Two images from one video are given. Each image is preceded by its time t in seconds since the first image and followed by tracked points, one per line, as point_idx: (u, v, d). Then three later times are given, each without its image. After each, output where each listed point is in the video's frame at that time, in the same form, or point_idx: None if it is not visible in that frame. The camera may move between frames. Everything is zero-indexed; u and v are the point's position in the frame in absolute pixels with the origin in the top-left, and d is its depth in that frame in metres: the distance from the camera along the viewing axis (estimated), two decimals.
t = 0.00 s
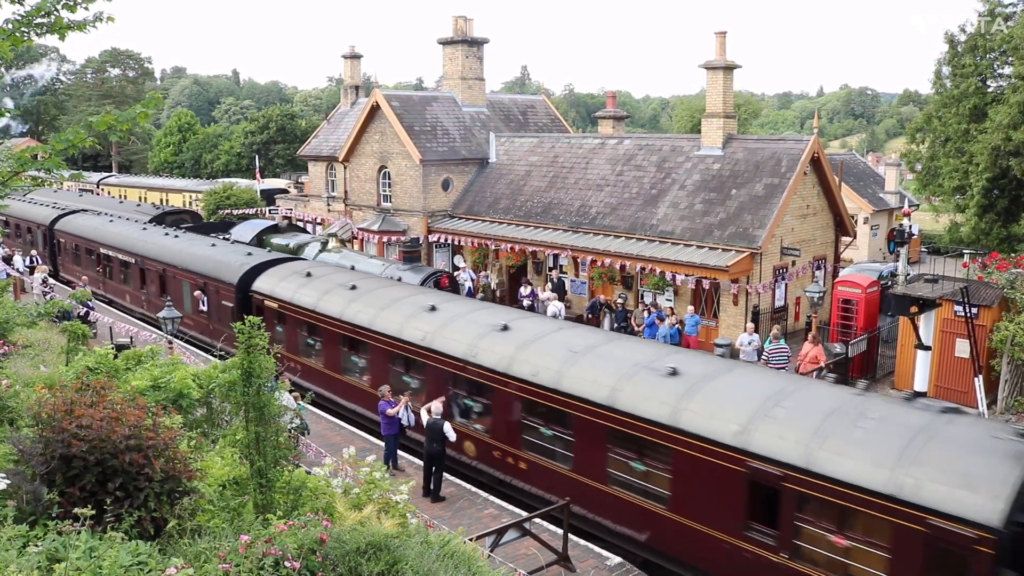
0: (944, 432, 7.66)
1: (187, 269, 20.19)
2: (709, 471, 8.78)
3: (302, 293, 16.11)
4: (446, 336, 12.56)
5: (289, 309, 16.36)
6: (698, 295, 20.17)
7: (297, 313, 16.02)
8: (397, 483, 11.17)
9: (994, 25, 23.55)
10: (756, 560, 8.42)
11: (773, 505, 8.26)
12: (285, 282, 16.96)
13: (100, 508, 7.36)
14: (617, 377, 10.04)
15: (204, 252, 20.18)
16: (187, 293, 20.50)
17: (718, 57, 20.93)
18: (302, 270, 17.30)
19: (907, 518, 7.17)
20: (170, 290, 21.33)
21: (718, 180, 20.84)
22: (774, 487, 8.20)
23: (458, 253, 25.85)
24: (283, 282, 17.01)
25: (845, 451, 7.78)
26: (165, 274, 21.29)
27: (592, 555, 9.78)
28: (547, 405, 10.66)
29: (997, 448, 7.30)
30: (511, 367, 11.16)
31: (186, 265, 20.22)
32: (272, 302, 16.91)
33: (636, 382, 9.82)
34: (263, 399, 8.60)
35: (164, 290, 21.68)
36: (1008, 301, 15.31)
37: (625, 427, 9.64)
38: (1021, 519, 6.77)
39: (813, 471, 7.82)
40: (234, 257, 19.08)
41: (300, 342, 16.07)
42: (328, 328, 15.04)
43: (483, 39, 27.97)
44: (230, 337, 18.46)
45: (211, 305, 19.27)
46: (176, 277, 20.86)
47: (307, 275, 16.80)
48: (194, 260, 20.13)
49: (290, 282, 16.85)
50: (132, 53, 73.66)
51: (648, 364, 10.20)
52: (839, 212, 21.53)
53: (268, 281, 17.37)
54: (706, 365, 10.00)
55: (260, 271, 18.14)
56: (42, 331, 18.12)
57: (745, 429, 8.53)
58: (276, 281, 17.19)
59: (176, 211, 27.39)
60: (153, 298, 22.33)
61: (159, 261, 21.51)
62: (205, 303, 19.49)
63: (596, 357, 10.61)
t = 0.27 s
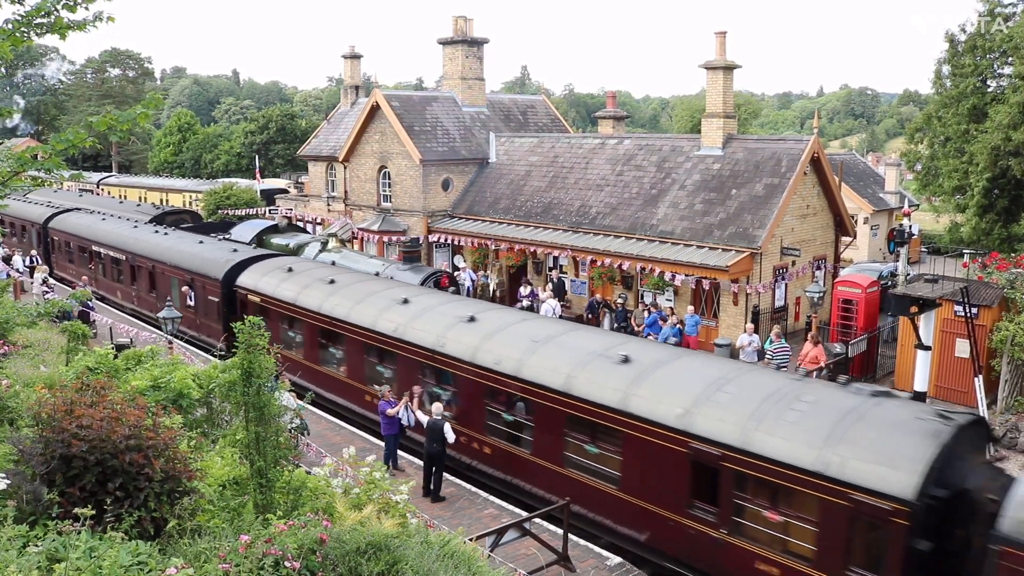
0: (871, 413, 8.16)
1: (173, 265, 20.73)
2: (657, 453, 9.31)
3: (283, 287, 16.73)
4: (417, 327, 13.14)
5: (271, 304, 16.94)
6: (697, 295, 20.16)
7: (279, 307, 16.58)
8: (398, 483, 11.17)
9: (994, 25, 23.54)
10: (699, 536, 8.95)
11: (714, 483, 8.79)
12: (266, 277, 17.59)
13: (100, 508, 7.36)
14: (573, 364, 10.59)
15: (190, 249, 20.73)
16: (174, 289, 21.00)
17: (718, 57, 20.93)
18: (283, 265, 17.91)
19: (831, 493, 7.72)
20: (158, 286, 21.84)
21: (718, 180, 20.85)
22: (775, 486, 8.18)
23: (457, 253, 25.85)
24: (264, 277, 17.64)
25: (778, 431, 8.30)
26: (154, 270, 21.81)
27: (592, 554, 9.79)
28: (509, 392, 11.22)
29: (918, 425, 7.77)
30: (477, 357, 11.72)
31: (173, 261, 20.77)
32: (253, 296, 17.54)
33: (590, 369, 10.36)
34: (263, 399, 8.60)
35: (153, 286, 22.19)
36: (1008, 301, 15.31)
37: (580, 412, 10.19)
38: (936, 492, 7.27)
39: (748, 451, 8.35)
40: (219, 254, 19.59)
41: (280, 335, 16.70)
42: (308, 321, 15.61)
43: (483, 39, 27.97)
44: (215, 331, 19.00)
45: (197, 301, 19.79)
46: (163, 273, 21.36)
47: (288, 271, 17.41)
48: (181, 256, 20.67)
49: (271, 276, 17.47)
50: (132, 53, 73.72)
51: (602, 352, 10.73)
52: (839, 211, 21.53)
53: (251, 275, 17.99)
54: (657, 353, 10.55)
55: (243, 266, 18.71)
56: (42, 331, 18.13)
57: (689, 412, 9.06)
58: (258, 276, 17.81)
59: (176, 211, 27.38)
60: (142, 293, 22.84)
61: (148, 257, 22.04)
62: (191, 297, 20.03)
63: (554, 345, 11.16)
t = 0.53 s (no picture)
0: (797, 394, 8.74)
1: (161, 261, 21.32)
2: (602, 435, 9.91)
3: (265, 280, 17.36)
4: (386, 318, 13.78)
5: (252, 297, 17.56)
6: (698, 295, 20.15)
7: (260, 300, 17.20)
8: (398, 483, 11.17)
9: (993, 25, 23.55)
10: (640, 511, 9.57)
11: (652, 461, 9.39)
12: (247, 270, 18.24)
13: (100, 508, 7.36)
14: (527, 351, 11.21)
15: (178, 245, 21.32)
16: (162, 284, 21.52)
17: (718, 57, 20.93)
18: (264, 259, 18.54)
19: (757, 468, 8.29)
20: (147, 282, 22.39)
21: (718, 180, 20.85)
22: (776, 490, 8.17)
23: (457, 253, 25.86)
24: (246, 271, 18.27)
25: (710, 411, 8.90)
26: (143, 266, 22.35)
27: (592, 554, 9.79)
28: (468, 378, 11.84)
29: (840, 404, 8.35)
30: (343, 313, 14.61)
31: (161, 257, 21.35)
32: (235, 289, 18.18)
33: (542, 356, 10.98)
34: (263, 398, 8.61)
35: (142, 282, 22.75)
36: (1008, 301, 15.31)
37: (532, 396, 10.81)
38: (850, 466, 7.86)
39: (682, 430, 8.95)
40: (205, 250, 20.15)
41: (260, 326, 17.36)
42: (286, 313, 16.23)
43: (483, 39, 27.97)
44: (200, 326, 19.59)
45: (183, 296, 20.31)
46: (151, 268, 21.89)
47: (269, 265, 18.04)
48: (169, 252, 21.25)
49: (252, 270, 18.11)
50: (132, 53, 73.77)
51: (555, 340, 11.34)
52: (839, 211, 21.53)
53: (234, 269, 18.63)
54: (606, 340, 11.17)
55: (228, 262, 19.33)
56: (42, 331, 18.13)
57: (631, 394, 9.66)
58: (241, 270, 18.46)
59: (176, 211, 27.39)
60: (132, 289, 23.38)
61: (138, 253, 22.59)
62: (178, 293, 20.60)
63: (511, 334, 11.78)
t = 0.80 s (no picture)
0: (732, 377, 9.33)
1: (148, 257, 21.98)
2: (555, 418, 10.51)
3: (246, 275, 18.07)
4: (359, 310, 14.47)
5: (235, 291, 18.21)
6: (698, 295, 20.15)
7: (242, 294, 17.85)
8: (397, 483, 11.16)
9: (993, 25, 23.55)
10: (587, 489, 10.17)
11: (598, 441, 10.00)
12: (230, 265, 18.95)
13: (100, 508, 7.36)
14: (486, 339, 11.86)
15: (164, 242, 21.96)
16: (150, 279, 22.09)
17: (718, 57, 20.93)
18: (246, 255, 19.22)
19: (689, 445, 8.89)
20: (135, 278, 23.01)
21: (719, 180, 20.84)
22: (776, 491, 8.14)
23: (457, 253, 25.87)
24: (228, 265, 18.98)
25: (649, 393, 9.51)
26: (131, 262, 22.98)
27: (592, 555, 9.78)
28: (433, 365, 12.50)
29: (770, 386, 8.93)
30: (319, 305, 15.33)
31: (148, 254, 21.99)
32: (218, 284, 18.87)
33: (499, 344, 11.63)
34: (263, 398, 8.61)
35: (130, 278, 23.36)
36: (1008, 301, 15.31)
37: (491, 382, 11.46)
38: (775, 443, 8.44)
39: (623, 410, 9.56)
40: (191, 247, 20.77)
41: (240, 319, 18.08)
42: (266, 306, 16.88)
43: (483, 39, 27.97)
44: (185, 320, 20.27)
45: (171, 291, 20.91)
46: (140, 265, 22.46)
47: (250, 260, 18.72)
48: (155, 249, 21.89)
49: (234, 265, 18.80)
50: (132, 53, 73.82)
51: (513, 328, 12.01)
52: (839, 211, 21.52)
53: (218, 264, 19.31)
54: (560, 329, 11.81)
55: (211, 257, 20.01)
56: (42, 330, 18.13)
57: (578, 378, 10.28)
58: (224, 265, 19.14)
59: (176, 211, 27.39)
60: (121, 285, 24.00)
61: (127, 250, 23.22)
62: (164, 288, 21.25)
63: (473, 324, 12.43)
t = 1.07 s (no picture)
0: (680, 364, 9.84)
1: (138, 254, 22.61)
2: (519, 405, 11.03)
3: (231, 270, 18.72)
4: (337, 303, 15.09)
5: (221, 287, 18.84)
6: (698, 295, 20.15)
7: (227, 290, 18.46)
8: (397, 483, 11.16)
9: (993, 25, 23.55)
10: (546, 472, 10.71)
11: (556, 426, 10.53)
12: (215, 261, 19.61)
13: (100, 508, 7.35)
14: (453, 331, 12.45)
15: (153, 239, 22.60)
16: (140, 276, 22.71)
17: (718, 57, 20.93)
18: (231, 251, 19.90)
19: (637, 428, 9.39)
20: (126, 275, 23.65)
21: (719, 180, 20.84)
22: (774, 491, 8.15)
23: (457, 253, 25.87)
24: (213, 261, 19.66)
25: (603, 378, 10.04)
26: (122, 259, 23.60)
27: (592, 555, 9.78)
28: (405, 355, 13.08)
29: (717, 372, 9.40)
30: (299, 299, 15.97)
31: (138, 251, 22.63)
32: (204, 279, 19.53)
33: (466, 334, 12.21)
34: (263, 398, 8.61)
35: (121, 275, 23.98)
36: (1008, 301, 15.31)
37: (458, 371, 12.03)
38: (718, 427, 8.90)
39: (579, 395, 10.08)
40: (178, 244, 21.43)
41: (224, 313, 18.72)
42: (250, 301, 17.49)
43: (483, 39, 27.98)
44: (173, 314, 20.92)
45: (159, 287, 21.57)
46: (130, 262, 23.09)
47: (235, 256, 19.36)
48: (145, 246, 22.54)
49: (219, 261, 19.46)
50: (132, 53, 73.91)
51: (479, 320, 12.61)
52: (839, 211, 21.52)
53: (204, 260, 19.98)
54: (524, 320, 12.39)
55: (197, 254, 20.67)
56: (42, 330, 18.13)
57: (537, 366, 10.82)
58: (210, 260, 19.81)
59: (176, 211, 27.40)
60: (113, 281, 24.61)
61: (118, 247, 23.84)
62: (152, 284, 21.89)
63: (442, 316, 13.05)
